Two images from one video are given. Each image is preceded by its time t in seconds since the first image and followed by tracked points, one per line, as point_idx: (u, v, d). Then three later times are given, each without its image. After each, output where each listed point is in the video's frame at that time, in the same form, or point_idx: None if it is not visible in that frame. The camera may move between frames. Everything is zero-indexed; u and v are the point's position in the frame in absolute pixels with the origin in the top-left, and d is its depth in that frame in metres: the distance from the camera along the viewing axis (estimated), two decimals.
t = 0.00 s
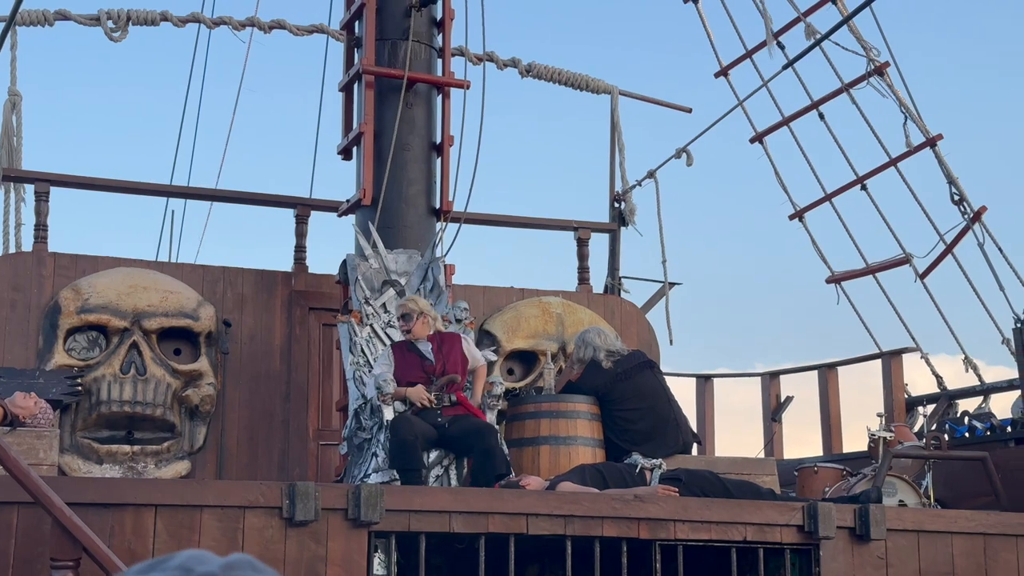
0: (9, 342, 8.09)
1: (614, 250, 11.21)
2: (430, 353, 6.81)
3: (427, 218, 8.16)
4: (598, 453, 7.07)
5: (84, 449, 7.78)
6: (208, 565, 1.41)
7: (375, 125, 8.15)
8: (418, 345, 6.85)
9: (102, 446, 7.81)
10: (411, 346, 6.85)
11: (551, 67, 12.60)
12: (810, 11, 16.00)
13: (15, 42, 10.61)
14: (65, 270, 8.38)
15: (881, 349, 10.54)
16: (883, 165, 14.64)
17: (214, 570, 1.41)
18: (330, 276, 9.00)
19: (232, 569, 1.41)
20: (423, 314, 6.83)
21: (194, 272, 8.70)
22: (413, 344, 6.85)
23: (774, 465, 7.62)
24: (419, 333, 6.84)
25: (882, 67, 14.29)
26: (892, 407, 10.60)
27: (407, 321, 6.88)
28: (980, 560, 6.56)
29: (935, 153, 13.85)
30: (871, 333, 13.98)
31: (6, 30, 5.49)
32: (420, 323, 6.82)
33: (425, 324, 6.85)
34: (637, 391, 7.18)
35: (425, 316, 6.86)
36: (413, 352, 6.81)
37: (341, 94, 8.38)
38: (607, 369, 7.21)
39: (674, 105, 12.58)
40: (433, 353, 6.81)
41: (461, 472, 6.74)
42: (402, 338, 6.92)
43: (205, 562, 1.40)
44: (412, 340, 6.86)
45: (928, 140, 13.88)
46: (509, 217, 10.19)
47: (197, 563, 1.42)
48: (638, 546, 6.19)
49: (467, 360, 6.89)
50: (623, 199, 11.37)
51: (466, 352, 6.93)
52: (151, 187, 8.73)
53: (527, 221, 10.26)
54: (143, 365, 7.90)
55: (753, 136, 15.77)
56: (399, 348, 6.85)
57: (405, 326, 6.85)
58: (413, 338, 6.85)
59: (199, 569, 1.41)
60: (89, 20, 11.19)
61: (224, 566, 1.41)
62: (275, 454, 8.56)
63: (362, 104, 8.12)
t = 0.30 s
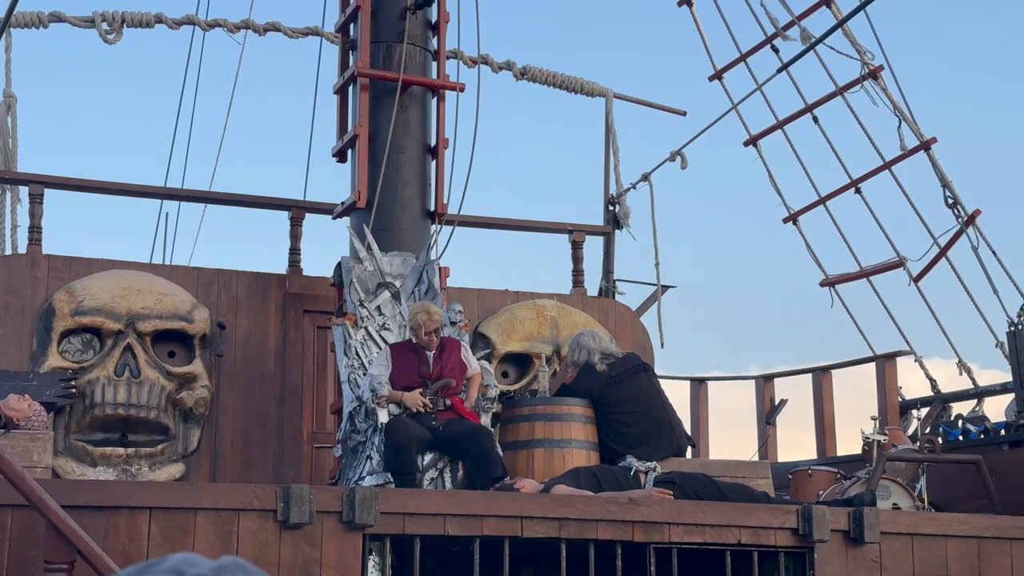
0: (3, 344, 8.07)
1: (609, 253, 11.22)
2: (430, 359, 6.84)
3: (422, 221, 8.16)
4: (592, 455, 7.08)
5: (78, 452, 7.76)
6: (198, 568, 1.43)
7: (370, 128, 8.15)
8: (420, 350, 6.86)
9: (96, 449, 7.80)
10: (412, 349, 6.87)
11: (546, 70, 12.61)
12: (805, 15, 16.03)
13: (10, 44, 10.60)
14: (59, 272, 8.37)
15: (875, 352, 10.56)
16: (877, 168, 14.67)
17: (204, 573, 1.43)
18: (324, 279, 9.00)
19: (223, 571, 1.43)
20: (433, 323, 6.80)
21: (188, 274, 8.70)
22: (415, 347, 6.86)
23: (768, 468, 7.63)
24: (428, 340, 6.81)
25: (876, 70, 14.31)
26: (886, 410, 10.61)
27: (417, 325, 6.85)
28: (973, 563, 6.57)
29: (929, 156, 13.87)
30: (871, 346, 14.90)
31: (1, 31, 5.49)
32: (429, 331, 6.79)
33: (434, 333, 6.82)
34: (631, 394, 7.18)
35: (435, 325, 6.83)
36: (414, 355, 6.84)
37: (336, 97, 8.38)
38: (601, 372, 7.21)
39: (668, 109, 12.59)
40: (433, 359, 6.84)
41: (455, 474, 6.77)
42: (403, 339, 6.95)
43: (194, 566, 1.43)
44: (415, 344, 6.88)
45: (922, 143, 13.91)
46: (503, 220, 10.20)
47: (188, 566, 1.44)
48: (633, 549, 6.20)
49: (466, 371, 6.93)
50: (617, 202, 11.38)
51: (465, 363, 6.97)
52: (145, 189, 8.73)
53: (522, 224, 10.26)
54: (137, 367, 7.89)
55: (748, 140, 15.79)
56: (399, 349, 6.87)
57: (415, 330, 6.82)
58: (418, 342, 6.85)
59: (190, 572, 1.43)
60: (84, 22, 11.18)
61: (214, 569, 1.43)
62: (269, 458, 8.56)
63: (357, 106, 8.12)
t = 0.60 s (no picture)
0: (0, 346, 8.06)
1: (606, 255, 11.23)
2: (429, 362, 6.84)
3: (420, 224, 8.16)
4: (590, 458, 7.07)
5: (75, 454, 7.76)
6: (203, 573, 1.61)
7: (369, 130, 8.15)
8: (419, 352, 6.86)
9: (93, 450, 7.80)
10: (411, 351, 6.86)
11: (544, 73, 12.62)
12: (802, 19, 16.05)
13: (8, 45, 10.59)
14: (57, 273, 8.36)
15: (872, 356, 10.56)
16: (875, 172, 14.68)
17: None
18: (322, 281, 8.99)
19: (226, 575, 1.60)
20: (433, 326, 6.80)
21: (186, 276, 8.70)
22: (414, 350, 6.86)
23: (766, 470, 7.63)
24: (427, 342, 6.81)
25: (874, 74, 14.32)
26: (883, 413, 10.62)
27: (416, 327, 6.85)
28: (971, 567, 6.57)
29: (927, 160, 13.88)
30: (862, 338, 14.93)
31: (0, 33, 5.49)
32: (429, 334, 6.78)
33: (434, 336, 6.81)
34: (630, 397, 7.18)
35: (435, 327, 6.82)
36: (413, 357, 6.85)
37: (335, 99, 8.38)
38: (599, 375, 7.21)
39: (667, 112, 12.59)
40: (432, 362, 6.84)
41: (454, 477, 6.71)
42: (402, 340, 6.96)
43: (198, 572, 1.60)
44: (414, 346, 6.88)
45: (920, 147, 13.92)
46: (502, 222, 10.20)
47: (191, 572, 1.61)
48: (631, 552, 6.19)
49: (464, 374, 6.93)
50: (615, 205, 11.39)
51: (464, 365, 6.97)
52: (143, 191, 8.72)
53: (520, 226, 10.27)
54: (135, 369, 7.88)
55: (746, 142, 15.80)
56: (399, 351, 6.87)
57: (416, 332, 6.81)
58: (417, 344, 6.85)
59: None
60: (82, 24, 11.18)
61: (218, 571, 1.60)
62: (267, 460, 8.55)
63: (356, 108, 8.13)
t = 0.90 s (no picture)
0: None
1: (606, 257, 11.23)
2: (428, 364, 6.85)
3: (421, 225, 8.16)
4: (590, 460, 7.07)
5: (75, 454, 7.76)
6: None
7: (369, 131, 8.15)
8: (417, 354, 6.86)
9: (92, 451, 7.80)
10: (410, 353, 6.87)
11: (544, 74, 12.62)
12: (803, 21, 16.05)
13: (8, 46, 10.59)
14: (57, 274, 8.37)
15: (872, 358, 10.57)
16: (874, 174, 14.68)
17: None
18: (322, 282, 8.99)
19: None
20: (432, 328, 6.80)
21: (186, 277, 8.70)
22: (413, 352, 6.86)
23: (765, 473, 7.64)
24: (427, 344, 6.82)
25: (875, 77, 14.33)
26: (883, 416, 10.62)
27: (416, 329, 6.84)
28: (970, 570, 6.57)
29: (927, 163, 13.89)
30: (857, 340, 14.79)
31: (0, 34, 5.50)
32: (428, 336, 6.78)
33: (433, 338, 6.81)
34: (630, 399, 7.19)
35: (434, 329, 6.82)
36: (412, 359, 6.85)
37: (335, 101, 8.39)
38: (599, 377, 7.22)
39: (667, 114, 12.60)
40: (431, 363, 6.85)
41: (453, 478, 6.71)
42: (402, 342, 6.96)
43: None
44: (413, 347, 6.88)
45: (920, 149, 13.92)
46: (501, 224, 10.20)
47: None
48: (630, 554, 6.19)
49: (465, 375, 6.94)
50: (615, 207, 11.39)
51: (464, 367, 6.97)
52: (143, 191, 8.72)
53: (520, 228, 10.27)
54: (134, 369, 7.88)
55: (746, 145, 15.81)
56: (398, 353, 6.87)
57: (416, 335, 6.81)
58: (416, 347, 6.86)
59: None
60: (82, 24, 11.18)
61: None
62: (266, 461, 8.55)
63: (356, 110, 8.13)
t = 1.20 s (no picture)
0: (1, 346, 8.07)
1: (608, 258, 11.23)
2: (430, 364, 6.84)
3: (423, 225, 8.17)
4: (591, 461, 7.07)
5: (76, 454, 7.76)
6: None
7: (372, 131, 8.15)
8: (418, 354, 6.86)
9: (94, 451, 7.80)
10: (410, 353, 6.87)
11: (547, 75, 12.62)
12: (805, 22, 16.05)
13: (10, 45, 10.60)
14: (58, 274, 8.37)
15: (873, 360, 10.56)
16: (876, 176, 14.68)
17: None
18: (324, 282, 8.99)
19: None
20: (434, 329, 6.80)
21: (187, 276, 8.70)
22: (414, 352, 6.86)
23: (767, 474, 7.63)
24: (429, 345, 6.81)
25: (877, 78, 14.32)
26: (884, 417, 10.61)
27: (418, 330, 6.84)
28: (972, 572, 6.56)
29: (929, 165, 13.88)
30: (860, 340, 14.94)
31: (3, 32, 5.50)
32: (430, 338, 6.78)
33: (435, 339, 6.81)
34: (632, 400, 7.19)
35: (436, 330, 6.82)
36: (413, 360, 6.84)
37: (337, 101, 8.39)
38: (601, 378, 7.22)
39: (669, 114, 12.60)
40: (432, 364, 6.85)
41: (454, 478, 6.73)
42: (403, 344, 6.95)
43: None
44: (414, 348, 6.88)
45: (922, 151, 13.92)
46: (503, 224, 10.20)
47: None
48: (632, 555, 6.19)
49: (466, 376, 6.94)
50: (617, 208, 11.39)
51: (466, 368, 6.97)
52: (145, 191, 8.72)
53: (522, 229, 10.28)
54: (136, 369, 7.89)
55: (748, 146, 15.81)
56: (398, 354, 6.87)
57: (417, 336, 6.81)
58: (417, 348, 6.85)
59: None
60: (84, 24, 11.18)
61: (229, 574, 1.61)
62: (267, 461, 8.55)
63: (358, 110, 8.13)
